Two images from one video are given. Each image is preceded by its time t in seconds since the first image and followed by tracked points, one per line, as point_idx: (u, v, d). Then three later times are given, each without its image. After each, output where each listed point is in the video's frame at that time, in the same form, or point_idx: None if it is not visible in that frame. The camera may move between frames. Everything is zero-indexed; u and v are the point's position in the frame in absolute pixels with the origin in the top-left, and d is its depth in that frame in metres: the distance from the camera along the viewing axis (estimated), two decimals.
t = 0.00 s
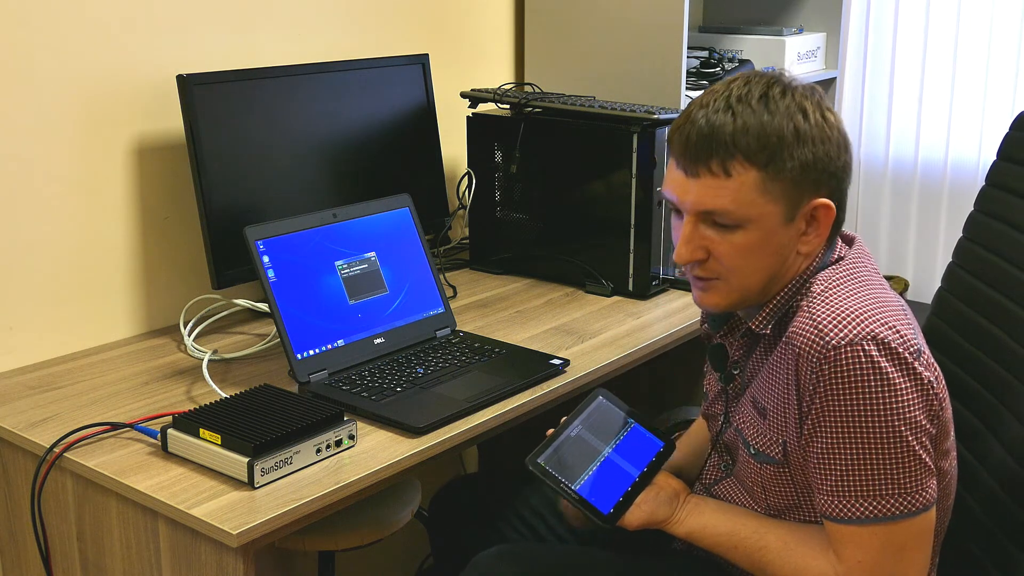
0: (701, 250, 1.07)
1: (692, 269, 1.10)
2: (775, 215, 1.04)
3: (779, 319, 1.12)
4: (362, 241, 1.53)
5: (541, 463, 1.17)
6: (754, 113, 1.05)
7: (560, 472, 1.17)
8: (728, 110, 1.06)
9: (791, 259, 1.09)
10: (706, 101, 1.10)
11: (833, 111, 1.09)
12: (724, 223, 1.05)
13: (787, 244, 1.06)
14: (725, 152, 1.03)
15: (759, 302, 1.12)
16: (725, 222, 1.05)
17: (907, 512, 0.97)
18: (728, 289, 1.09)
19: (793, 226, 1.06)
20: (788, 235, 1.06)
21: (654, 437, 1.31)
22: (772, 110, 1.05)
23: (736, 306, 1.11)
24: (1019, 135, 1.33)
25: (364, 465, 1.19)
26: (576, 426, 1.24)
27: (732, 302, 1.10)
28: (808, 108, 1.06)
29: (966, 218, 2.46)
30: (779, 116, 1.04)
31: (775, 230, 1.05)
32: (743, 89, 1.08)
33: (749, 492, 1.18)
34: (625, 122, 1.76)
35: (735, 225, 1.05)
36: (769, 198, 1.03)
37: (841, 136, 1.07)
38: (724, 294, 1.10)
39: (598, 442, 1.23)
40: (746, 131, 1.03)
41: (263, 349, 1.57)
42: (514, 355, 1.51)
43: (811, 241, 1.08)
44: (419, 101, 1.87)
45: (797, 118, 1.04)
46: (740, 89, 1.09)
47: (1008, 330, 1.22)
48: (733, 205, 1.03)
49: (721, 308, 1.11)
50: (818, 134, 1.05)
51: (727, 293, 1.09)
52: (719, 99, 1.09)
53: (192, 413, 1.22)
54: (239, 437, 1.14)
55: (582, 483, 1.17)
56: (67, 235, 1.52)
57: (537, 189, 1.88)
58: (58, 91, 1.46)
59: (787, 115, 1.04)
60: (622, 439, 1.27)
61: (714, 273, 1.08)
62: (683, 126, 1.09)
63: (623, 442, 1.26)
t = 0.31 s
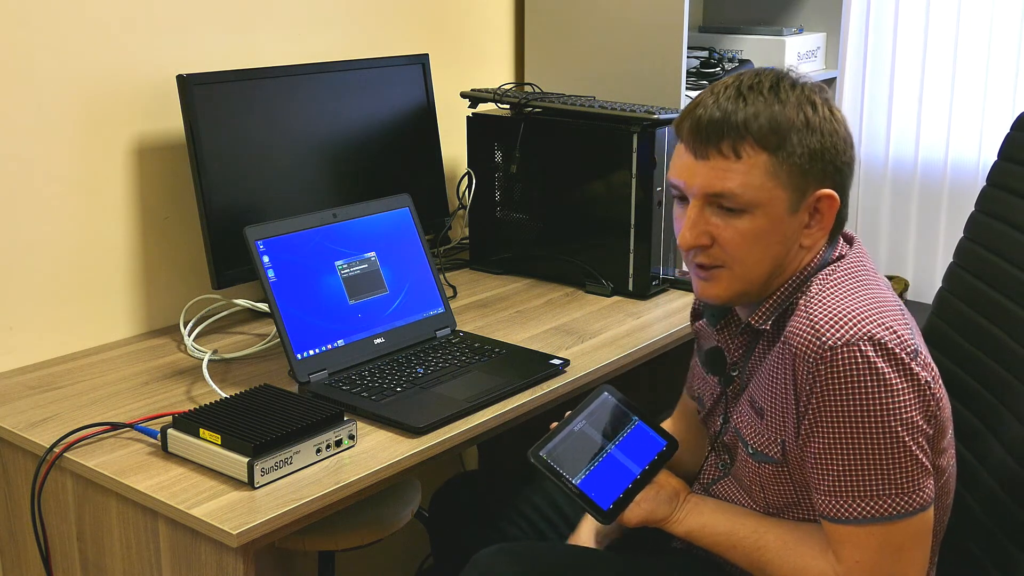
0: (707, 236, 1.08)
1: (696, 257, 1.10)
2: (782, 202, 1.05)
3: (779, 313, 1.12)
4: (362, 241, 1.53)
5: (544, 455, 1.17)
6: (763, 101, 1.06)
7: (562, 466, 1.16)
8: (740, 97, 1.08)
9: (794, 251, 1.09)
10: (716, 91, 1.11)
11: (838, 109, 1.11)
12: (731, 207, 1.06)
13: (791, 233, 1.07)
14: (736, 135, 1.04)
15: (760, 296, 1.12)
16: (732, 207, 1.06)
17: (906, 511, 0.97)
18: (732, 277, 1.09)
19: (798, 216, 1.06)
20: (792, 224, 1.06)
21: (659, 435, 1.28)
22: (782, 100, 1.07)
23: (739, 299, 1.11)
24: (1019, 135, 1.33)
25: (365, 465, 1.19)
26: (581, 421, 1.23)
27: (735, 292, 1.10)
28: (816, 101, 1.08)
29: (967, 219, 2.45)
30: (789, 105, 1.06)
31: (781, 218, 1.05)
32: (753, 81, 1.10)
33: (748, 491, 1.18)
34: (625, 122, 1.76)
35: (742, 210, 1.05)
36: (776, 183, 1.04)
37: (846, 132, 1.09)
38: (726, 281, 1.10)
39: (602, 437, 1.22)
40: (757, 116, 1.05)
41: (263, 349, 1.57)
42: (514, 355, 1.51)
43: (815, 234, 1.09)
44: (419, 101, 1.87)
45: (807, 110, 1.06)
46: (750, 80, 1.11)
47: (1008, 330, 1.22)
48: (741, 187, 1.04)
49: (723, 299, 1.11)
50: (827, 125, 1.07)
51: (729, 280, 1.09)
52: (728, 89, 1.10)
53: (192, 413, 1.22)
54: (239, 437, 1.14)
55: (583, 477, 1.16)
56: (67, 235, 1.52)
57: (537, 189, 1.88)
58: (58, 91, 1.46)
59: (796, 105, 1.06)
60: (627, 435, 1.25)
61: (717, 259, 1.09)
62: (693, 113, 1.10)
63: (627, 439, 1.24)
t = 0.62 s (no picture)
0: (717, 233, 1.08)
1: (703, 256, 1.10)
2: (792, 198, 1.05)
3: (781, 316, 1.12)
4: (362, 241, 1.53)
5: (544, 455, 1.15)
6: (768, 99, 1.08)
7: (562, 466, 1.15)
8: (746, 94, 1.09)
9: (800, 249, 1.09)
10: (718, 89, 1.12)
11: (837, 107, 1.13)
12: (741, 204, 1.06)
13: (799, 231, 1.08)
14: (746, 131, 1.05)
15: (765, 295, 1.12)
16: (742, 203, 1.06)
17: (908, 514, 0.97)
18: (740, 276, 1.09)
19: (806, 214, 1.07)
20: (801, 220, 1.07)
21: (659, 435, 1.27)
22: (786, 97, 1.08)
23: (746, 298, 1.11)
24: (1019, 135, 1.33)
25: (365, 465, 1.19)
26: (582, 420, 1.21)
27: (743, 292, 1.10)
28: (818, 99, 1.10)
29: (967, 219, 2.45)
30: (794, 102, 1.07)
31: (791, 215, 1.06)
32: (754, 79, 1.11)
33: (745, 493, 1.18)
34: (625, 122, 1.76)
35: (752, 206, 1.06)
36: (788, 177, 1.05)
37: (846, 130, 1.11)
38: (734, 276, 1.09)
39: (603, 437, 1.21)
40: (766, 112, 1.06)
41: (263, 349, 1.57)
42: (514, 355, 1.51)
43: (820, 233, 1.09)
44: (419, 101, 1.87)
45: (811, 106, 1.08)
46: (752, 79, 1.12)
47: (1008, 330, 1.22)
48: (755, 180, 1.05)
49: (730, 299, 1.11)
50: (831, 122, 1.08)
51: (738, 275, 1.09)
52: (730, 87, 1.11)
53: (192, 413, 1.22)
54: (239, 437, 1.14)
55: (583, 478, 1.15)
56: (67, 234, 1.51)
57: (537, 189, 1.88)
58: (58, 90, 1.46)
59: (800, 102, 1.08)
60: (627, 435, 1.24)
61: (726, 254, 1.08)
62: (696, 111, 1.11)
63: (627, 438, 1.24)
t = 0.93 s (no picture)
0: (732, 226, 1.07)
1: (716, 251, 1.09)
2: (806, 193, 1.06)
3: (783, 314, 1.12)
4: (362, 241, 1.53)
5: (545, 454, 1.15)
6: (781, 95, 1.08)
7: (562, 465, 1.15)
8: (759, 90, 1.09)
9: (809, 247, 1.10)
10: (728, 87, 1.12)
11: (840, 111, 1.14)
12: (757, 197, 1.06)
13: (810, 227, 1.08)
14: (762, 125, 1.05)
15: (773, 292, 1.12)
16: (758, 196, 1.06)
17: (909, 514, 0.97)
18: (752, 272, 1.09)
19: (817, 211, 1.07)
20: (813, 217, 1.07)
21: (660, 434, 1.28)
22: (797, 95, 1.09)
23: (755, 296, 1.11)
24: (1019, 135, 1.32)
25: (365, 465, 1.19)
26: (583, 419, 1.21)
27: (754, 288, 1.10)
28: (825, 99, 1.11)
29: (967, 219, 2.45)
30: (805, 100, 1.08)
31: (804, 210, 1.06)
32: (763, 79, 1.12)
33: (745, 492, 1.18)
34: (625, 122, 1.76)
35: (768, 200, 1.06)
36: (803, 172, 1.05)
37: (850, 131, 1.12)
38: (748, 271, 1.09)
39: (603, 436, 1.21)
40: (780, 107, 1.07)
41: (263, 349, 1.57)
42: (514, 355, 1.51)
43: (827, 232, 1.10)
44: (419, 101, 1.87)
45: (821, 105, 1.09)
46: (761, 78, 1.12)
47: (1008, 329, 1.22)
48: (771, 172, 1.05)
49: (741, 295, 1.10)
50: (839, 123, 1.09)
51: (751, 269, 1.09)
52: (740, 84, 1.12)
53: (192, 414, 1.22)
54: (239, 437, 1.14)
55: (583, 478, 1.15)
56: (66, 234, 1.51)
57: (537, 189, 1.88)
58: (58, 90, 1.46)
59: (811, 100, 1.09)
60: (628, 435, 1.24)
61: (740, 248, 1.08)
62: (708, 107, 1.11)
63: (628, 438, 1.24)
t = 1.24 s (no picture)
0: (732, 223, 1.07)
1: (716, 247, 1.09)
2: (806, 190, 1.06)
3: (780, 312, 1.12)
4: (362, 241, 1.53)
5: (543, 443, 1.16)
6: (780, 94, 1.08)
7: (559, 456, 1.15)
8: (758, 89, 1.09)
9: (810, 244, 1.10)
10: (728, 85, 1.12)
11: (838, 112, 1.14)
12: (757, 194, 1.06)
13: (810, 225, 1.08)
14: (762, 122, 1.05)
15: (772, 290, 1.12)
16: (758, 193, 1.06)
17: (901, 514, 0.97)
18: (753, 268, 1.09)
19: (817, 208, 1.08)
20: (813, 214, 1.07)
21: (662, 433, 1.27)
22: (796, 93, 1.09)
23: (755, 293, 1.11)
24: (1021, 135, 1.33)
25: (365, 465, 1.19)
26: (585, 412, 1.21)
27: (754, 285, 1.10)
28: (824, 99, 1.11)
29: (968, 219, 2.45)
30: (804, 98, 1.09)
31: (804, 207, 1.06)
32: (762, 78, 1.12)
33: (742, 490, 1.18)
34: (625, 122, 1.76)
35: (768, 196, 1.06)
36: (804, 168, 1.05)
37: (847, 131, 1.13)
38: (749, 268, 1.09)
39: (604, 430, 1.21)
40: (780, 105, 1.07)
41: (263, 349, 1.57)
42: (514, 355, 1.51)
43: (827, 230, 1.10)
44: (419, 101, 1.87)
45: (819, 105, 1.09)
46: (760, 77, 1.13)
47: (1009, 330, 1.23)
48: (772, 169, 1.05)
49: (741, 292, 1.10)
50: (838, 121, 1.10)
51: (752, 266, 1.09)
52: (739, 83, 1.12)
53: (192, 413, 1.22)
54: (239, 437, 1.14)
55: (579, 469, 1.16)
56: (66, 234, 1.52)
57: (537, 189, 1.88)
58: (58, 90, 1.46)
59: (810, 98, 1.09)
60: (629, 431, 1.24)
61: (740, 244, 1.08)
62: (707, 105, 1.11)
63: (629, 434, 1.23)
